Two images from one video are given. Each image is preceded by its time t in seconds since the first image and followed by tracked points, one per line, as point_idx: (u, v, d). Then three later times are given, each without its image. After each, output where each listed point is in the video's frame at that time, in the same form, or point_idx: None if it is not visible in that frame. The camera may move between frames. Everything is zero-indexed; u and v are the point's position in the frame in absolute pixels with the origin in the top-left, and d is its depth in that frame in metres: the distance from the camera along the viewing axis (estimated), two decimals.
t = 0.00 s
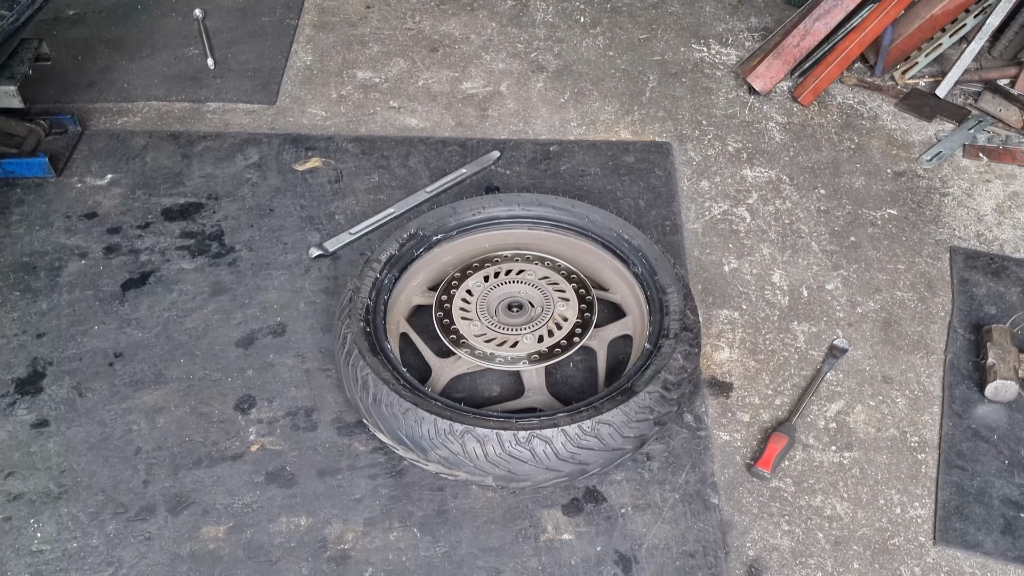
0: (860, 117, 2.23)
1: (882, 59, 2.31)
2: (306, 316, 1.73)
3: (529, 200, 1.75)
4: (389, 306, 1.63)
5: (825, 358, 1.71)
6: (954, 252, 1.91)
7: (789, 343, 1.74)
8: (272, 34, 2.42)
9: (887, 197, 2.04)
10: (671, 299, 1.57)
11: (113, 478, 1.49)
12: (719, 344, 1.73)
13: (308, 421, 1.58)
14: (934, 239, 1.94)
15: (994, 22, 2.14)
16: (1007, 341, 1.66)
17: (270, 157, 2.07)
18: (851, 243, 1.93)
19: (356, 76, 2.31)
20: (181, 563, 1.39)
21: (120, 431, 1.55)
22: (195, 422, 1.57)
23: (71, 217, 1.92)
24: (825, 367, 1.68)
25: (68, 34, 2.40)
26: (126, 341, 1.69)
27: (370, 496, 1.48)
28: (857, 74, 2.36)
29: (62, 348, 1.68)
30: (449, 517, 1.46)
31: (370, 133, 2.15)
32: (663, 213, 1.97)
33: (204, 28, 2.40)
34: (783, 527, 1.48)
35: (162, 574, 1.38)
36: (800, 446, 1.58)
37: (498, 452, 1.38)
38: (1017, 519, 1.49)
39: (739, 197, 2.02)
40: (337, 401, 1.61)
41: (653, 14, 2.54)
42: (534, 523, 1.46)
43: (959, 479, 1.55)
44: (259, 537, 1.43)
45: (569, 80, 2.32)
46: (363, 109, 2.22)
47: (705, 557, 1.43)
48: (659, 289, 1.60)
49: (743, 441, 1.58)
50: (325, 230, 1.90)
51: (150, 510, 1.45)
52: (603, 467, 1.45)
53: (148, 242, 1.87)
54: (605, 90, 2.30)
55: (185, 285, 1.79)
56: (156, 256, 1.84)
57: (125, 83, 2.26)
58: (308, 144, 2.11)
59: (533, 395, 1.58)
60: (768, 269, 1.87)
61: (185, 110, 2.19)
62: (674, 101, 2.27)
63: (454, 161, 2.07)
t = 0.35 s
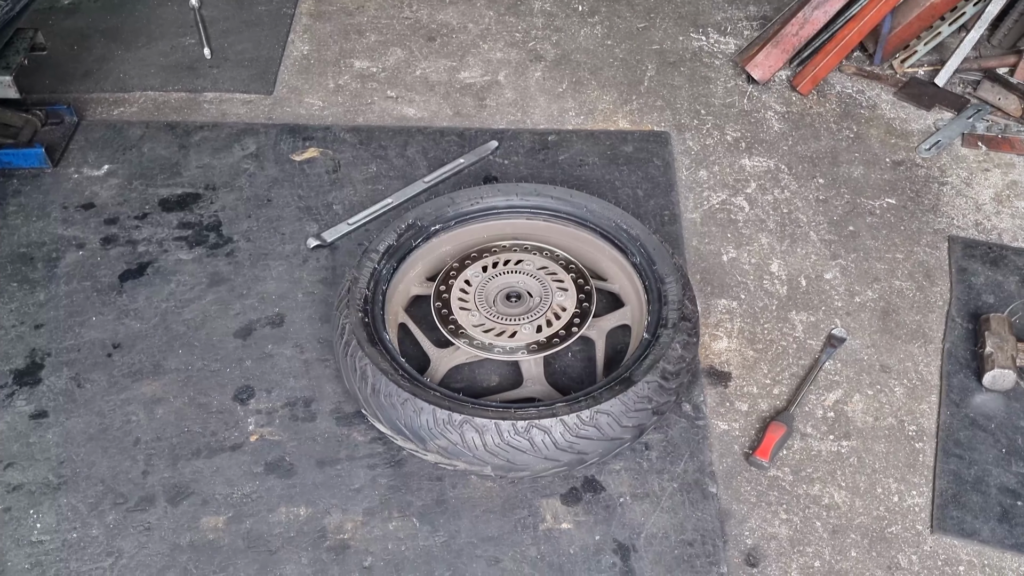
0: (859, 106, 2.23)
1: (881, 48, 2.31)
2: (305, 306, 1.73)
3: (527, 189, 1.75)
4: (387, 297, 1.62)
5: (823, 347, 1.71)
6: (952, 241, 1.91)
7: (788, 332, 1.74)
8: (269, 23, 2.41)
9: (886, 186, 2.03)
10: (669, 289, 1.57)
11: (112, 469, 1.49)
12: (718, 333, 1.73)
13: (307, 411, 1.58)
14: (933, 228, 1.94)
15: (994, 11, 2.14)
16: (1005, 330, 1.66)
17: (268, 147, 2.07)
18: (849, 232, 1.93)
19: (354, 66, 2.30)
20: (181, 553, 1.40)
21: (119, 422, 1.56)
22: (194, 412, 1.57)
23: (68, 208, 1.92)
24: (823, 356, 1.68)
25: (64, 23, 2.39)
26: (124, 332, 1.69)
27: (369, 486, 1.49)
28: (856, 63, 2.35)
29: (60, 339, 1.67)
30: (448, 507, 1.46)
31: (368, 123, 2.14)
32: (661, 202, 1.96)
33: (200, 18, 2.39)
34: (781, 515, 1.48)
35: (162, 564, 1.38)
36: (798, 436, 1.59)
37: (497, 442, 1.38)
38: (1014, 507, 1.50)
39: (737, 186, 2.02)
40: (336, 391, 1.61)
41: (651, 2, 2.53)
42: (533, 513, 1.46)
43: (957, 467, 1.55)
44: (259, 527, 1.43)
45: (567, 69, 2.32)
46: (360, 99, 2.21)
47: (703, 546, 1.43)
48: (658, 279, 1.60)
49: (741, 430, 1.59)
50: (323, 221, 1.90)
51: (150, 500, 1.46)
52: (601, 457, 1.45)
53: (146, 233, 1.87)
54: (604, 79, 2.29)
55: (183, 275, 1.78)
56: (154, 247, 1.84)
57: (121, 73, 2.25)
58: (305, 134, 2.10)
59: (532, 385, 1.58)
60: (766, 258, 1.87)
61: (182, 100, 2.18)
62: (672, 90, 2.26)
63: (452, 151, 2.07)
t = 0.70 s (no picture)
0: (858, 103, 2.23)
1: (881, 45, 2.30)
2: (304, 303, 1.73)
3: (526, 186, 1.74)
4: (386, 294, 1.62)
5: (822, 344, 1.71)
6: (952, 238, 1.91)
7: (787, 330, 1.74)
8: (267, 20, 2.41)
9: (885, 183, 2.03)
10: (669, 286, 1.57)
11: (112, 466, 1.50)
12: (717, 331, 1.73)
13: (306, 408, 1.58)
14: (933, 225, 1.94)
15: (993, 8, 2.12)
16: (1004, 327, 1.66)
17: (267, 144, 2.07)
18: (849, 229, 1.93)
19: (353, 63, 2.30)
20: (181, 550, 1.40)
21: (118, 419, 1.56)
22: (194, 410, 1.57)
23: (67, 205, 1.91)
24: (821, 353, 1.68)
25: (62, 20, 2.38)
26: (123, 329, 1.69)
27: (368, 483, 1.49)
28: (856, 60, 2.35)
29: (60, 336, 1.67)
30: (447, 504, 1.46)
31: (367, 119, 2.14)
32: (660, 199, 1.96)
33: (199, 14, 2.38)
34: (780, 512, 1.48)
35: (162, 561, 1.39)
36: (797, 433, 1.59)
37: (496, 439, 1.38)
38: (1012, 503, 1.50)
39: (737, 183, 2.02)
40: (335, 388, 1.61)
41: None
42: (532, 510, 1.46)
43: (956, 464, 1.55)
44: (259, 524, 1.43)
45: (566, 66, 2.31)
46: (359, 95, 2.21)
47: (702, 543, 1.44)
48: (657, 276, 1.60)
49: (740, 427, 1.59)
50: (322, 218, 1.90)
51: (149, 497, 1.46)
52: (600, 454, 1.45)
53: (145, 230, 1.87)
54: (603, 76, 2.29)
55: (182, 273, 1.78)
56: (153, 244, 1.84)
57: (120, 70, 2.25)
58: (304, 131, 2.10)
59: (531, 382, 1.58)
60: (765, 255, 1.87)
61: (180, 97, 2.18)
62: (672, 87, 2.26)
63: (451, 148, 2.06)
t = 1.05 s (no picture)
0: (858, 103, 2.23)
1: (881, 44, 2.31)
2: (303, 303, 1.73)
3: (526, 186, 1.74)
4: (385, 294, 1.62)
5: (821, 344, 1.71)
6: (951, 238, 1.91)
7: (786, 330, 1.74)
8: (267, 19, 2.41)
9: (885, 183, 2.03)
10: (668, 286, 1.57)
11: (111, 466, 1.50)
12: (716, 330, 1.73)
13: (306, 408, 1.58)
14: (933, 225, 1.94)
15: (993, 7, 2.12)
16: (1003, 326, 1.66)
17: (266, 144, 2.06)
18: (848, 229, 1.93)
19: (352, 62, 2.30)
20: (180, 550, 1.40)
21: (118, 419, 1.56)
22: (193, 409, 1.57)
23: (66, 204, 1.91)
24: (821, 353, 1.68)
25: (61, 19, 2.38)
26: (123, 329, 1.69)
27: (368, 483, 1.49)
28: (855, 59, 2.35)
29: (59, 336, 1.67)
30: (447, 504, 1.46)
31: (366, 119, 2.14)
32: (660, 199, 1.96)
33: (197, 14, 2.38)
34: (779, 512, 1.48)
35: (162, 561, 1.39)
36: (796, 432, 1.59)
37: (496, 439, 1.38)
38: (1012, 503, 1.50)
39: (737, 182, 2.02)
40: (335, 387, 1.61)
41: None
42: (532, 510, 1.46)
43: (955, 464, 1.55)
44: (258, 524, 1.43)
45: (566, 66, 2.31)
46: (358, 95, 2.20)
47: (702, 542, 1.44)
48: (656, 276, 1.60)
49: (740, 427, 1.59)
50: (321, 217, 1.89)
51: (149, 497, 1.46)
52: (600, 454, 1.45)
53: (144, 229, 1.87)
54: (603, 75, 2.29)
55: (182, 273, 1.78)
56: (152, 244, 1.84)
57: (120, 70, 2.25)
58: (304, 131, 2.10)
59: (530, 382, 1.58)
60: (765, 255, 1.87)
61: (179, 96, 2.18)
62: (672, 87, 2.26)
63: (451, 148, 2.06)
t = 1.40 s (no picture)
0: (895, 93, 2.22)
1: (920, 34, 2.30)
2: (333, 279, 1.75)
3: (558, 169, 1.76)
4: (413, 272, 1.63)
5: (849, 336, 1.69)
6: (986, 232, 1.89)
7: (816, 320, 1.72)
8: None
9: (919, 175, 2.02)
10: (698, 274, 1.58)
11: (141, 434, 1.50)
12: (745, 319, 1.71)
13: (332, 384, 1.58)
14: (966, 218, 1.92)
15: None
16: None
17: (301, 119, 2.10)
18: (881, 220, 1.91)
19: (388, 41, 2.35)
20: (205, 520, 1.39)
21: (148, 388, 1.57)
22: (222, 381, 1.58)
23: (104, 174, 1.96)
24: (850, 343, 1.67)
25: None
26: (156, 300, 1.71)
27: (392, 461, 1.47)
28: (893, 49, 2.34)
29: (94, 305, 1.70)
30: (469, 483, 1.44)
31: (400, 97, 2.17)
32: (691, 184, 1.96)
33: None
34: (803, 504, 1.44)
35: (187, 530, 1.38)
36: (823, 424, 1.55)
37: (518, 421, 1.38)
38: None
39: (768, 170, 2.01)
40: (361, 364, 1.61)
41: None
42: (554, 493, 1.44)
43: (983, 461, 1.51)
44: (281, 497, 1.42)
45: (600, 49, 2.32)
46: (393, 72, 2.25)
47: (724, 532, 1.40)
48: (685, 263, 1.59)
49: (763, 417, 1.56)
50: (353, 194, 1.92)
51: (177, 467, 1.46)
52: (622, 442, 1.44)
53: (179, 203, 1.90)
54: (637, 59, 2.29)
55: (215, 246, 1.81)
56: (187, 217, 1.87)
57: (161, 48, 2.30)
58: (338, 107, 2.14)
59: (556, 365, 1.55)
60: (795, 243, 1.86)
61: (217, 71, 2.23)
62: (705, 74, 2.26)
63: (483, 129, 2.09)
